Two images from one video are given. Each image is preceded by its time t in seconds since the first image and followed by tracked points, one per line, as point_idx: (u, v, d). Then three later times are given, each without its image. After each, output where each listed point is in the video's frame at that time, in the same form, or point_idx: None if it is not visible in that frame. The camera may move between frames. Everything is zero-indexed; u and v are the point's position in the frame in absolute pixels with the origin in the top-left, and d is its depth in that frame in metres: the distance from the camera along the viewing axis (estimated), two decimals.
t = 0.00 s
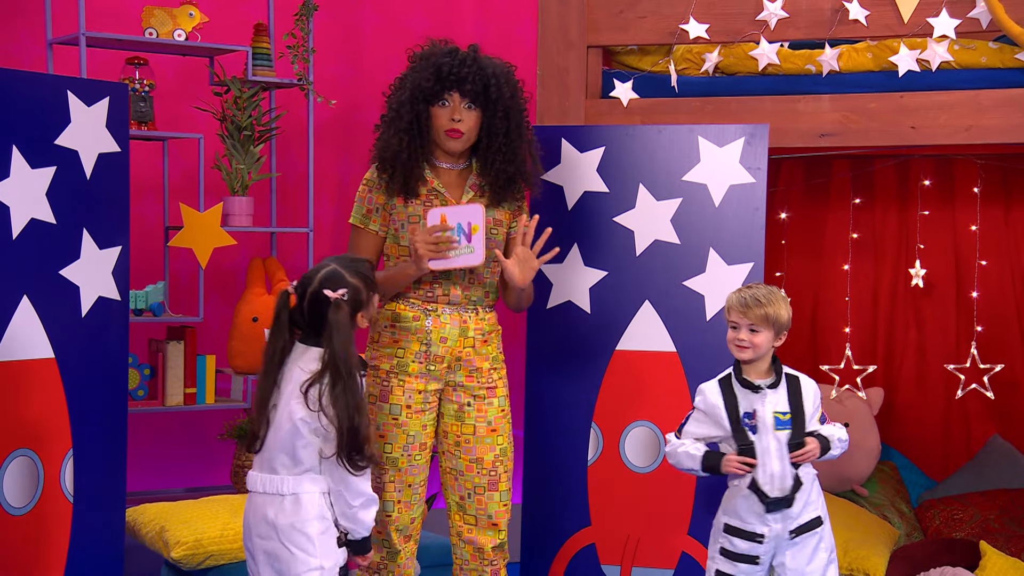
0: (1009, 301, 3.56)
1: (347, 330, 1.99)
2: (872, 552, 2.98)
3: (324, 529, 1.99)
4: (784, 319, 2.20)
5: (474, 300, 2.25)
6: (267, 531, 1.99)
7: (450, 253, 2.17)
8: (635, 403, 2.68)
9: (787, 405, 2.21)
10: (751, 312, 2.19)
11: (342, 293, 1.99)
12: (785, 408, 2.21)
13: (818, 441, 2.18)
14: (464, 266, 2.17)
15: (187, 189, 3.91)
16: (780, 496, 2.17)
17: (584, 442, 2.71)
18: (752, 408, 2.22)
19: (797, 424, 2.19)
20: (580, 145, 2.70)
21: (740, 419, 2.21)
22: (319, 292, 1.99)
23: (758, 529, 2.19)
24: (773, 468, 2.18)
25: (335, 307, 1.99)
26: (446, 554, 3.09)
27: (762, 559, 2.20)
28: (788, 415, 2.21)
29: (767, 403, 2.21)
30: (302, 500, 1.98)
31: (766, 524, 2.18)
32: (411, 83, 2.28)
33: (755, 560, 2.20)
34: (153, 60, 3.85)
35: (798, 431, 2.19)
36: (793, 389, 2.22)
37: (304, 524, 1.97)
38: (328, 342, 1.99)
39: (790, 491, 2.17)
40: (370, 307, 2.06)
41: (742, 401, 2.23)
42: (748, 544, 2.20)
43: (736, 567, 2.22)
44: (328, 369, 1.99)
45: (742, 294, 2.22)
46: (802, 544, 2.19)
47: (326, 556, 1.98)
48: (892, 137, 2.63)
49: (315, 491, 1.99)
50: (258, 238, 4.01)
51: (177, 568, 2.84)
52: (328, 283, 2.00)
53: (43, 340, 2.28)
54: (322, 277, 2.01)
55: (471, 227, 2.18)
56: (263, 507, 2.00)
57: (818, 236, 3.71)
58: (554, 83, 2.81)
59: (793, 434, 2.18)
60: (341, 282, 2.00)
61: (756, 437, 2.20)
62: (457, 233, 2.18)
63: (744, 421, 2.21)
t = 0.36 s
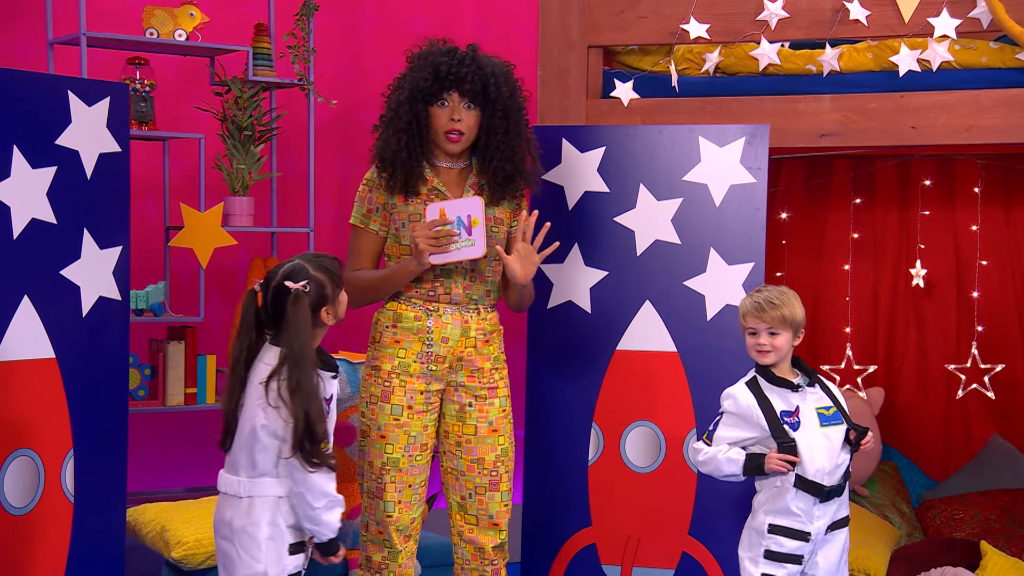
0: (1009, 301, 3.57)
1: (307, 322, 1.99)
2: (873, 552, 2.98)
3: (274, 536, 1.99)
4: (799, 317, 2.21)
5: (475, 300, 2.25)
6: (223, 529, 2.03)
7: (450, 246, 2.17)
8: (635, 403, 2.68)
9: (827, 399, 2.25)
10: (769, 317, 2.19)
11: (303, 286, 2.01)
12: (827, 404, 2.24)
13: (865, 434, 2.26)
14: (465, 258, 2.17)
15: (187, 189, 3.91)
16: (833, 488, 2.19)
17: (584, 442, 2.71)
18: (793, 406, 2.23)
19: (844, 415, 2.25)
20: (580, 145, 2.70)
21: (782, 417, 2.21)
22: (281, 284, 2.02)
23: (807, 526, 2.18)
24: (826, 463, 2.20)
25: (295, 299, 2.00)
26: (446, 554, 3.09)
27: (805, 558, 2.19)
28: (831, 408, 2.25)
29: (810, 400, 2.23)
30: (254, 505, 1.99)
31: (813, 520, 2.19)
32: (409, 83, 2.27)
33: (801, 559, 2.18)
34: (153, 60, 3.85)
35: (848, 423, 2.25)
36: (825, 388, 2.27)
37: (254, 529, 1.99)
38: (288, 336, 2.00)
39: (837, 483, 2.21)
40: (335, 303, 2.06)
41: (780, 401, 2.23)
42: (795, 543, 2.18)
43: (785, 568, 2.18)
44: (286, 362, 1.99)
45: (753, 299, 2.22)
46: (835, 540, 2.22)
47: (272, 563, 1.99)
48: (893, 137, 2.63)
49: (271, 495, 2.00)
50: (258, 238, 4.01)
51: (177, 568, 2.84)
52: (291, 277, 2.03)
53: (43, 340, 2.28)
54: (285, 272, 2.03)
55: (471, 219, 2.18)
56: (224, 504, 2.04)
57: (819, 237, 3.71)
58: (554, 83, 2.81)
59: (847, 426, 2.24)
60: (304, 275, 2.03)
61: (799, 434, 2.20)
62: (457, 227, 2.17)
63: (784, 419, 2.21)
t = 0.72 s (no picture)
0: (1009, 301, 3.56)
1: (276, 320, 1.98)
2: (873, 552, 2.98)
3: (251, 537, 1.99)
4: (812, 315, 2.22)
5: (475, 300, 2.25)
6: (209, 528, 2.05)
7: (452, 251, 2.16)
8: (635, 403, 2.68)
9: (825, 400, 2.24)
10: (783, 314, 2.20)
11: (276, 282, 2.02)
12: (822, 403, 2.23)
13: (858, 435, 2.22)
14: (466, 263, 2.17)
15: (188, 189, 3.91)
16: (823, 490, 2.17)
17: (584, 442, 2.71)
18: (792, 403, 2.22)
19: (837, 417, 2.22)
20: (580, 145, 2.70)
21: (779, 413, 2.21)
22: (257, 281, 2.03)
23: (795, 526, 2.18)
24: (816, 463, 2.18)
25: (268, 296, 2.01)
26: (446, 554, 3.09)
27: (793, 557, 2.20)
28: (827, 409, 2.23)
29: (807, 398, 2.23)
30: (232, 505, 2.00)
31: (802, 521, 2.18)
32: (407, 84, 2.28)
33: (788, 558, 2.19)
34: (153, 60, 3.85)
35: (839, 425, 2.22)
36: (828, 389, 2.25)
37: (233, 530, 1.99)
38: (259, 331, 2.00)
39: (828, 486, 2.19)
40: (314, 302, 2.05)
41: (780, 395, 2.22)
42: (782, 542, 2.19)
43: (768, 565, 2.20)
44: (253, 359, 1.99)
45: (767, 296, 2.23)
46: (827, 543, 2.22)
47: (250, 564, 1.98)
48: (893, 137, 2.63)
49: (249, 495, 2.00)
50: (259, 238, 4.02)
51: (178, 568, 2.84)
52: (269, 274, 2.04)
53: (44, 341, 2.28)
54: (265, 269, 2.05)
55: (473, 224, 2.18)
56: (211, 504, 2.06)
57: (819, 237, 3.71)
58: (554, 83, 2.81)
59: (836, 427, 2.21)
60: (282, 273, 2.03)
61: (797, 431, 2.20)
62: (459, 231, 2.18)
63: (783, 414, 2.21)
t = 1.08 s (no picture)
0: (1010, 301, 3.56)
1: (268, 319, 1.99)
2: (874, 552, 2.98)
3: (248, 533, 1.98)
4: (813, 319, 2.15)
5: (474, 300, 2.25)
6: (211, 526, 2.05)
7: (454, 252, 2.17)
8: (635, 403, 2.68)
9: (795, 403, 2.17)
10: (784, 318, 2.13)
11: (272, 281, 2.02)
12: (789, 406, 2.17)
13: (816, 441, 2.11)
14: (468, 265, 2.18)
15: (188, 189, 3.92)
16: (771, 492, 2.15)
17: (584, 442, 2.71)
18: (756, 403, 2.20)
19: (799, 421, 2.15)
20: (581, 145, 2.70)
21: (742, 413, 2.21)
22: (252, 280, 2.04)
23: (753, 525, 2.18)
24: (769, 464, 2.16)
25: (261, 296, 2.01)
26: (446, 554, 3.09)
27: (758, 556, 2.19)
28: (793, 413, 2.17)
29: (773, 399, 2.18)
30: (229, 502, 2.00)
31: (760, 521, 2.17)
32: (406, 85, 2.27)
33: (750, 556, 2.19)
34: (154, 60, 3.84)
35: (797, 428, 2.15)
36: (807, 391, 2.17)
37: (230, 526, 1.99)
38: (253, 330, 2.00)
39: (783, 488, 2.14)
40: (309, 304, 2.05)
41: (750, 395, 2.21)
42: (742, 540, 2.20)
43: (731, 562, 2.21)
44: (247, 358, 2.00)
45: (769, 297, 2.16)
46: (800, 547, 2.15)
47: (247, 560, 1.97)
48: (894, 137, 2.63)
49: (245, 492, 1.99)
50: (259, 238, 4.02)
51: (178, 568, 2.84)
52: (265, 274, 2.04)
53: (45, 341, 2.29)
54: (262, 268, 2.06)
55: (477, 227, 2.19)
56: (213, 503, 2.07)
57: (819, 237, 3.71)
58: (555, 83, 2.81)
59: (791, 431, 2.14)
60: (277, 273, 2.04)
61: (757, 431, 2.18)
62: (462, 233, 2.18)
63: (748, 414, 2.20)
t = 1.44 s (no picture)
0: (1010, 301, 3.56)
1: (264, 302, 2.00)
2: (874, 552, 2.98)
3: (254, 532, 1.97)
4: (806, 316, 2.15)
5: (475, 300, 2.24)
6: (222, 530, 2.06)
7: (459, 271, 2.16)
8: (636, 403, 2.68)
9: (771, 405, 2.15)
10: (775, 315, 2.13)
11: (274, 265, 2.03)
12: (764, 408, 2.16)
13: (782, 445, 2.08)
14: (467, 289, 2.17)
15: (189, 189, 3.92)
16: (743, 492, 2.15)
17: (585, 442, 2.71)
18: (743, 404, 2.22)
19: (770, 425, 2.13)
20: (581, 145, 2.70)
21: (730, 413, 2.24)
22: (256, 261, 2.05)
23: (736, 523, 2.19)
24: (742, 463, 2.18)
25: (262, 277, 2.02)
26: (447, 554, 3.09)
27: (745, 554, 2.19)
28: (768, 415, 2.16)
29: (752, 400, 2.19)
30: (236, 502, 2.00)
31: (742, 520, 2.18)
32: (405, 86, 2.27)
33: (737, 553, 2.20)
34: (154, 60, 3.84)
35: (767, 432, 2.13)
36: (786, 393, 2.14)
37: (238, 528, 1.99)
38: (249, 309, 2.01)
39: (754, 490, 2.14)
40: (305, 298, 2.04)
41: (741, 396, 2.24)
42: (730, 536, 2.21)
43: (725, 558, 2.23)
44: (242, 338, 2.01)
45: (762, 294, 2.17)
46: (779, 550, 2.12)
47: (254, 559, 1.96)
48: (894, 137, 2.63)
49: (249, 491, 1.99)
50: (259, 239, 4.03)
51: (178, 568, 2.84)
52: (270, 259, 2.06)
53: (45, 341, 2.29)
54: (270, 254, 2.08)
55: (490, 257, 2.19)
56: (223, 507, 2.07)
57: (820, 237, 3.71)
58: (555, 83, 2.81)
59: (761, 435, 2.14)
60: (281, 259, 2.05)
61: (737, 432, 2.21)
62: (475, 256, 2.17)
63: (733, 415, 2.23)
